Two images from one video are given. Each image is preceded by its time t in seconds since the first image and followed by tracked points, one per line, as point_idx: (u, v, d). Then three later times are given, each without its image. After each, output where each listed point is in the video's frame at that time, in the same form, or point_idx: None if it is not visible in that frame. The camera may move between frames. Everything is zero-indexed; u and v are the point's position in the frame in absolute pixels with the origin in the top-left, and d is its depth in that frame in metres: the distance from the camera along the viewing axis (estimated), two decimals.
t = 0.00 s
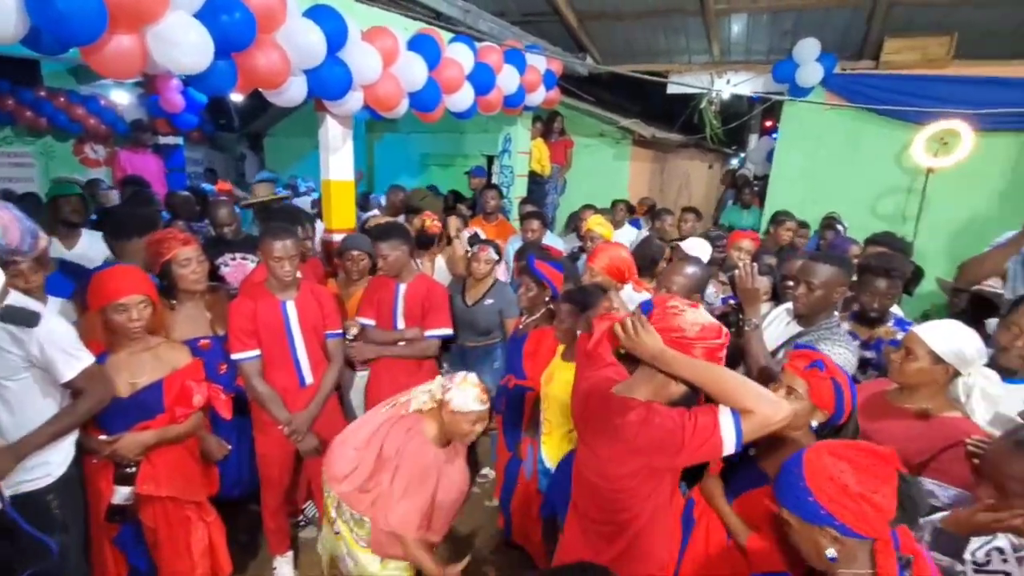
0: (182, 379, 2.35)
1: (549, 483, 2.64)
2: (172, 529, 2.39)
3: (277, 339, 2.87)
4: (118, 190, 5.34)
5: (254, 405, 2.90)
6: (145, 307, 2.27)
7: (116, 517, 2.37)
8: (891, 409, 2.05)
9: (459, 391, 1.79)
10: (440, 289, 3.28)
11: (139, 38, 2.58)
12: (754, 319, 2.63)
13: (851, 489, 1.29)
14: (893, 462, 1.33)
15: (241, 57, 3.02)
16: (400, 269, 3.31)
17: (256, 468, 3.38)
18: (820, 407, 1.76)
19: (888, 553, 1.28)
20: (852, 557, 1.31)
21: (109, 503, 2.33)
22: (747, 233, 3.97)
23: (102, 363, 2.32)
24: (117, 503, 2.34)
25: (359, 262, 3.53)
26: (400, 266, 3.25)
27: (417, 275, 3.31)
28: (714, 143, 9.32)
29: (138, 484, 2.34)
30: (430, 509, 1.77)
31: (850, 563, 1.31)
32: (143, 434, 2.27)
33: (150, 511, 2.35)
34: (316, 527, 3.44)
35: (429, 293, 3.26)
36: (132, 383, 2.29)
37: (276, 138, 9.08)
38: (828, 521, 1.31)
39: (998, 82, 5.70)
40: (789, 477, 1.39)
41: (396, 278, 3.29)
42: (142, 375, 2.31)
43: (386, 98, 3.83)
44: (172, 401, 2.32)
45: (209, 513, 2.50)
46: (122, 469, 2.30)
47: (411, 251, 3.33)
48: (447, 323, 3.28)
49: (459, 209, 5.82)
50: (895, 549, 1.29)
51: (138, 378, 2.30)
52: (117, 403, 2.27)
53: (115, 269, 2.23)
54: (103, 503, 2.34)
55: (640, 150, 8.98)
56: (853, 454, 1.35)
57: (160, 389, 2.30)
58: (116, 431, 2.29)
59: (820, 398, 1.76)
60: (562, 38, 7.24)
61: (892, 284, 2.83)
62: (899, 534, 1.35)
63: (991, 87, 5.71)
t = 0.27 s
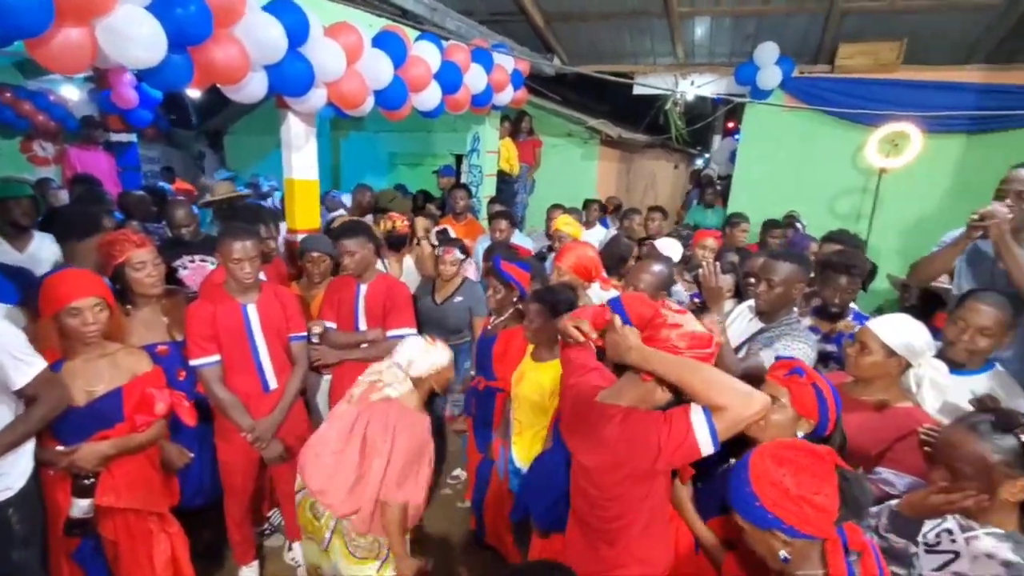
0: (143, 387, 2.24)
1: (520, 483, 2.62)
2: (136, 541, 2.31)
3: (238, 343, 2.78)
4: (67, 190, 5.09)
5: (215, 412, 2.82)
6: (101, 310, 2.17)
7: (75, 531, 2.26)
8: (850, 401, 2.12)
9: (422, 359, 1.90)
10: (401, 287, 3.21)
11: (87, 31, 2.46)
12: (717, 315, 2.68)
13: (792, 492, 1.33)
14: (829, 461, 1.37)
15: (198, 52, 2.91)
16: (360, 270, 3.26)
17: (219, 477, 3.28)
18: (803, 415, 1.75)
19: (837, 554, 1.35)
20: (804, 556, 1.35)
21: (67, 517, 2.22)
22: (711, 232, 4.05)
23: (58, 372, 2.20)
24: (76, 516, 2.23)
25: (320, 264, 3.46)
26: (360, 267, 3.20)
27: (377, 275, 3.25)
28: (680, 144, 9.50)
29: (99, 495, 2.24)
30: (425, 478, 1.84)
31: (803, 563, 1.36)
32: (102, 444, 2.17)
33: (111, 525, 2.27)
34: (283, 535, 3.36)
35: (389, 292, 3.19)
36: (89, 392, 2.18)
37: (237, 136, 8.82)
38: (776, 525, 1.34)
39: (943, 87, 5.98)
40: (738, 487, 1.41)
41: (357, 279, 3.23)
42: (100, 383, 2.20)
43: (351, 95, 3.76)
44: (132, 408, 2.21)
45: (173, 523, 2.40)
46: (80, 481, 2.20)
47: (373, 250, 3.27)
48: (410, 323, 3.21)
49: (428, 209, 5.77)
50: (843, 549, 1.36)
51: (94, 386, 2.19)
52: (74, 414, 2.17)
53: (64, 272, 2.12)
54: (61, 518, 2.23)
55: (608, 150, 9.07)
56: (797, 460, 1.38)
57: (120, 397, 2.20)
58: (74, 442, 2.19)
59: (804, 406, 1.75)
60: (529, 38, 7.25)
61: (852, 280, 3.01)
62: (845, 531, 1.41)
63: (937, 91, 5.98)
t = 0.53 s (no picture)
0: (112, 393, 2.15)
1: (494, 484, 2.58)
2: (107, 551, 2.22)
3: (202, 347, 2.69)
4: (18, 188, 4.86)
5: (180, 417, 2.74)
6: (65, 313, 2.08)
7: (45, 541, 2.15)
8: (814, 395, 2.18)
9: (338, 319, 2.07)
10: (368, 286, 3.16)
11: (39, 22, 2.35)
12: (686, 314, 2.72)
13: (773, 503, 1.35)
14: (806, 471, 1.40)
15: (158, 46, 2.82)
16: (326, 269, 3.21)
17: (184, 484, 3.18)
18: (771, 418, 1.77)
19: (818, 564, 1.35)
20: (784, 561, 1.37)
21: (38, 527, 2.13)
22: (681, 233, 4.12)
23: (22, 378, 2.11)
24: (46, 527, 2.13)
25: (287, 265, 3.40)
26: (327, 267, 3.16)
27: (343, 274, 3.19)
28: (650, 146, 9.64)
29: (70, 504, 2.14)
30: (420, 390, 2.16)
31: (783, 567, 1.38)
32: (75, 451, 2.06)
33: (82, 534, 2.18)
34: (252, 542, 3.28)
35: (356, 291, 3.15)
36: (56, 397, 2.11)
37: (201, 133, 8.58)
38: (757, 533, 1.36)
39: (900, 92, 6.22)
40: (722, 499, 1.43)
41: (322, 278, 3.17)
42: (67, 389, 2.13)
43: (320, 93, 3.70)
44: (102, 414, 2.12)
45: (145, 531, 2.31)
46: (49, 490, 2.09)
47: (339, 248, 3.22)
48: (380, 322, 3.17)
49: (400, 209, 5.71)
50: (824, 557, 1.37)
51: (62, 392, 2.12)
52: (39, 422, 2.08)
53: (23, 275, 2.03)
54: (32, 528, 2.13)
55: (580, 151, 9.13)
56: (787, 473, 1.39)
57: (88, 403, 2.11)
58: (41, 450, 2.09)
59: (772, 408, 1.77)
60: (501, 37, 7.25)
61: (817, 278, 3.10)
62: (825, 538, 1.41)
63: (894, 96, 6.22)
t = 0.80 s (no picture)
0: (62, 403, 2.03)
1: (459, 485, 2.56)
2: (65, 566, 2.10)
3: (153, 352, 2.58)
4: None
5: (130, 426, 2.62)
6: (12, 317, 1.96)
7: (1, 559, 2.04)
8: (770, 389, 2.25)
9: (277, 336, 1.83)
10: (329, 287, 3.08)
11: None
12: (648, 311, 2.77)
13: (766, 502, 1.35)
14: (805, 472, 1.40)
15: (102, 37, 2.68)
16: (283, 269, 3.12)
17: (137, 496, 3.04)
18: (713, 400, 1.84)
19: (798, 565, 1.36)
20: (764, 560, 1.38)
21: None
22: (644, 230, 4.19)
23: None
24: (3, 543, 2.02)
25: (244, 266, 3.29)
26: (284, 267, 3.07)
27: (301, 274, 3.11)
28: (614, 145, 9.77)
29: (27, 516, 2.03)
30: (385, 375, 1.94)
31: (763, 565, 1.38)
32: (32, 462, 1.94)
33: (40, 547, 2.06)
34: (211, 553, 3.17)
35: (315, 292, 3.07)
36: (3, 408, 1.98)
37: (151, 128, 8.24)
38: (743, 528, 1.36)
39: (850, 96, 6.48)
40: (713, 488, 1.42)
41: (279, 279, 3.08)
42: (16, 398, 1.99)
43: (277, 88, 3.59)
44: (54, 423, 2.00)
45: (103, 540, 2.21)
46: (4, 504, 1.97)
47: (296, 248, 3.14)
48: (342, 321, 3.10)
49: (363, 207, 5.62)
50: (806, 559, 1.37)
51: (11, 400, 1.98)
52: None
53: None
54: None
55: (545, 150, 9.17)
56: (783, 473, 1.39)
57: (39, 412, 1.99)
58: None
59: (713, 389, 1.84)
60: (465, 35, 7.21)
61: (776, 277, 3.16)
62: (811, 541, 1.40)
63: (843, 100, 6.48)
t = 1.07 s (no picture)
0: None
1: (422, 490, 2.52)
2: None
3: (93, 364, 2.43)
4: None
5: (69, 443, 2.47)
6: None
7: None
8: (724, 382, 2.31)
9: (264, 361, 1.85)
10: (281, 291, 2.99)
11: None
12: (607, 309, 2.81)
13: (745, 492, 1.37)
14: (785, 465, 1.44)
15: (29, 29, 2.50)
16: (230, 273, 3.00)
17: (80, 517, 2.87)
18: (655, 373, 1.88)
19: (770, 549, 1.40)
20: (738, 550, 1.40)
21: None
22: (602, 229, 4.24)
23: None
24: None
25: (187, 271, 3.15)
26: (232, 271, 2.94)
27: (251, 278, 2.99)
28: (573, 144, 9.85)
29: None
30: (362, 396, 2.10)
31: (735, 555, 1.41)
32: None
33: None
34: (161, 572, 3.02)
35: (268, 296, 2.96)
36: None
37: (89, 125, 7.90)
38: (721, 519, 1.38)
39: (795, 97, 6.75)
40: (687, 476, 1.44)
41: (226, 283, 2.96)
42: None
43: (223, 84, 3.44)
44: None
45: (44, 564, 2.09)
46: None
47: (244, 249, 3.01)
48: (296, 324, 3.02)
49: (319, 207, 5.47)
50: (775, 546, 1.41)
51: None
52: None
53: None
54: None
55: (504, 148, 9.16)
56: (754, 460, 1.43)
57: None
58: None
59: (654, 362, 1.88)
60: (421, 32, 7.12)
61: (734, 273, 3.30)
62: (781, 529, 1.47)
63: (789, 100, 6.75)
